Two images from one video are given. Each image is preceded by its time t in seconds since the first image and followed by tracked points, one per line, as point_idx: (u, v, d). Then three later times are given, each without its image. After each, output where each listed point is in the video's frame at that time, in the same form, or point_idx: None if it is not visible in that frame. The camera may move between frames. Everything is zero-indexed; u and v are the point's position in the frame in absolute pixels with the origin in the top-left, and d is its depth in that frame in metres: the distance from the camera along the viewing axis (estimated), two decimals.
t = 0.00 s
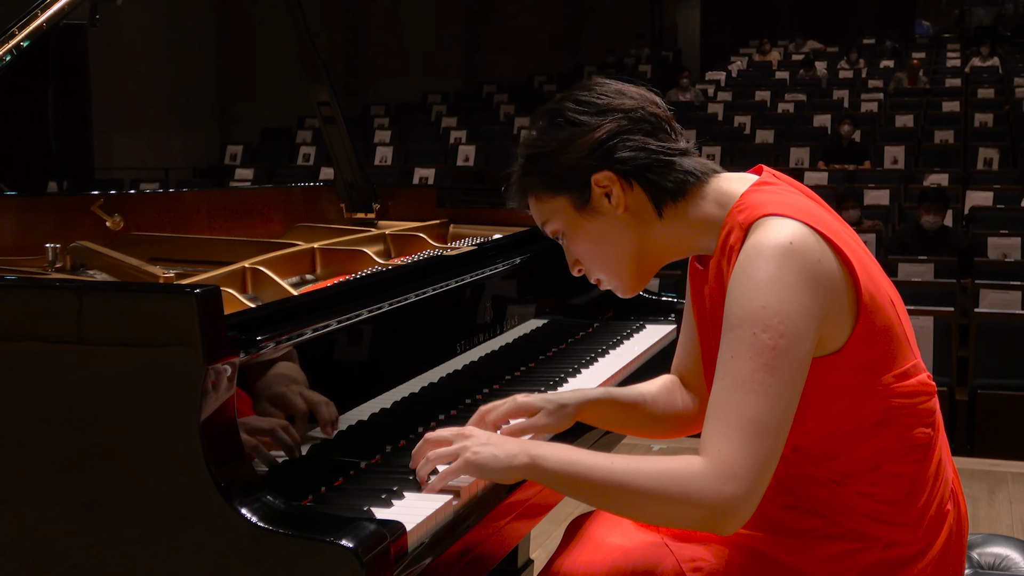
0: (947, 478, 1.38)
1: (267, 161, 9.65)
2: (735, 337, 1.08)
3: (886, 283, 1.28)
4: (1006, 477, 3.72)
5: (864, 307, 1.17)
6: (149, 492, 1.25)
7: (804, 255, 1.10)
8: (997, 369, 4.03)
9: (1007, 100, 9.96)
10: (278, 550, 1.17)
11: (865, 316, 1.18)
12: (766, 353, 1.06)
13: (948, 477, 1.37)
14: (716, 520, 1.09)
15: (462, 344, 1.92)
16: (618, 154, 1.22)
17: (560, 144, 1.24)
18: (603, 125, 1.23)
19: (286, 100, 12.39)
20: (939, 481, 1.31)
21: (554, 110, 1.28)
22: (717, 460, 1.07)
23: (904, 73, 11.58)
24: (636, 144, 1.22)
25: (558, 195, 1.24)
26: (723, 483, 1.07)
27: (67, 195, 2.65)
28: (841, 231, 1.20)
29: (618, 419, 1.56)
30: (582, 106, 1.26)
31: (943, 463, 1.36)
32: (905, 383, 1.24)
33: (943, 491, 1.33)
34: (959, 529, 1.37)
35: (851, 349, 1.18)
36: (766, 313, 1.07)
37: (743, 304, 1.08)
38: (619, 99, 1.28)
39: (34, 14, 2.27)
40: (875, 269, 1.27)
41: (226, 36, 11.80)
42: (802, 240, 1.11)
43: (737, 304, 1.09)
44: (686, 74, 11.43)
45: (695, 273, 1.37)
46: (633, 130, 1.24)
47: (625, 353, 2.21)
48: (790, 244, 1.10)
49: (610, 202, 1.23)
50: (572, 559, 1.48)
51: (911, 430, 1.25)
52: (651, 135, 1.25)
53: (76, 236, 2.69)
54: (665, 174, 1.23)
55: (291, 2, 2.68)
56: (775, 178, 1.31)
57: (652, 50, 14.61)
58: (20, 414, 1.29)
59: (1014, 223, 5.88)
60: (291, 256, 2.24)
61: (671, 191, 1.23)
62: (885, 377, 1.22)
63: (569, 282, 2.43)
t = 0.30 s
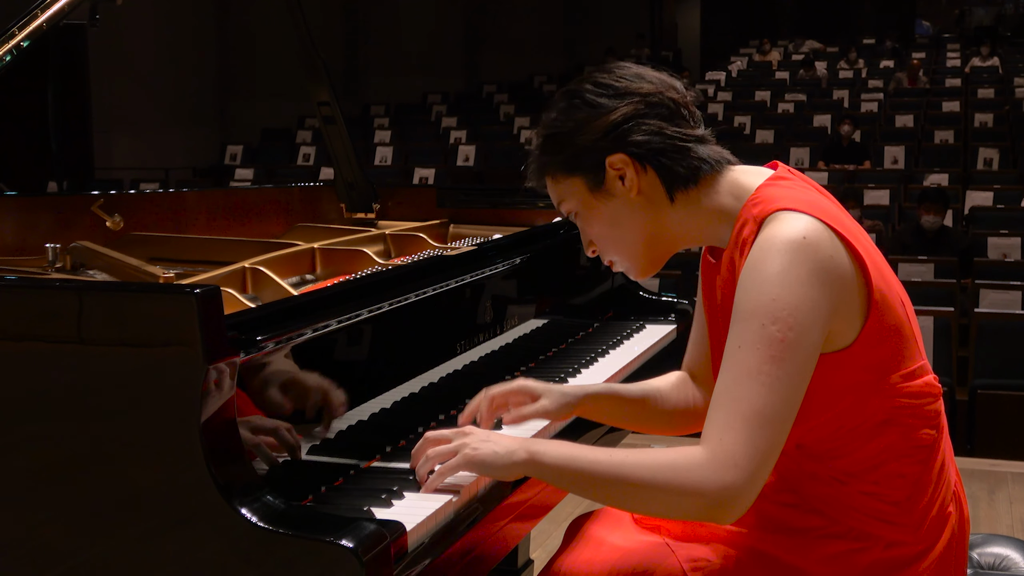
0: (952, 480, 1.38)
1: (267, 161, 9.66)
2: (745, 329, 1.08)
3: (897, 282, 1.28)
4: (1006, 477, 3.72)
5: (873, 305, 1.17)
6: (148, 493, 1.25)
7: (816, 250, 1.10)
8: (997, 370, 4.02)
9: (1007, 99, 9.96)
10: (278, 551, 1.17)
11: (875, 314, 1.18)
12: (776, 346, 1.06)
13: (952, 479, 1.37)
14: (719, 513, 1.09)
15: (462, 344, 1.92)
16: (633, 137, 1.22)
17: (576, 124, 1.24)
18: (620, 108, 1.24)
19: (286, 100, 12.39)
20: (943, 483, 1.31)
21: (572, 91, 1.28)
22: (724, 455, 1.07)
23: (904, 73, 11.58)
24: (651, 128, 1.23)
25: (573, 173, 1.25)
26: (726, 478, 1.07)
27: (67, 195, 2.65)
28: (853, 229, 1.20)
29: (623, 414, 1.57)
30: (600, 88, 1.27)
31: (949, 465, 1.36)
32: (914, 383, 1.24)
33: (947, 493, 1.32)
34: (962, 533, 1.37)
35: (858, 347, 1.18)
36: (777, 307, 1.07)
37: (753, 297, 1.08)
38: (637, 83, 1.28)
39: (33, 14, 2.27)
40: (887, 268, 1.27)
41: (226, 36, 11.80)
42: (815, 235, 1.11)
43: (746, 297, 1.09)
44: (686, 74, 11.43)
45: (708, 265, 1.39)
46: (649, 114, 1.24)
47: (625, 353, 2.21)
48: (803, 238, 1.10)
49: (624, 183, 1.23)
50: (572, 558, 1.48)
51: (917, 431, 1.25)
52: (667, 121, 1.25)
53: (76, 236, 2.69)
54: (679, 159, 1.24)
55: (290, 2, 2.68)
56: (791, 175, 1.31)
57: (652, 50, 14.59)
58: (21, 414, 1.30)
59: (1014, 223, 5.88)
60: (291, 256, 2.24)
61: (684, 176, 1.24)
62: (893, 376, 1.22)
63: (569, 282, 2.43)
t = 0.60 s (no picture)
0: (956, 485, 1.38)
1: (267, 160, 9.65)
2: (714, 322, 1.16)
3: (902, 286, 1.30)
4: (1006, 477, 3.72)
5: (870, 306, 1.20)
6: (149, 493, 1.25)
7: (803, 255, 1.15)
8: (997, 370, 4.02)
9: (1007, 100, 9.96)
10: (278, 550, 1.17)
11: (872, 315, 1.20)
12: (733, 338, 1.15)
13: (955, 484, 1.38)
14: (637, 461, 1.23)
15: (462, 343, 1.91)
16: (636, 148, 1.26)
17: (580, 138, 1.29)
18: (621, 119, 1.27)
19: (286, 100, 12.39)
20: (945, 486, 1.32)
21: (574, 103, 1.32)
22: (658, 423, 1.20)
23: (904, 73, 11.58)
24: (654, 138, 1.26)
25: (581, 185, 1.30)
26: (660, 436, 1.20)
27: (67, 195, 2.65)
28: (854, 232, 1.23)
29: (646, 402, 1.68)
30: (602, 98, 1.30)
31: (952, 469, 1.36)
32: (914, 385, 1.25)
33: (948, 497, 1.33)
34: (965, 540, 1.37)
35: (854, 347, 1.21)
36: (745, 305, 1.14)
37: (725, 293, 1.16)
38: (638, 91, 1.30)
39: (34, 14, 2.27)
40: (892, 271, 1.29)
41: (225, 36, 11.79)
42: (804, 239, 1.16)
43: (724, 294, 1.16)
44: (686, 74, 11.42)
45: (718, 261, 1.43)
46: (651, 124, 1.28)
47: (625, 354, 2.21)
48: (796, 245, 1.15)
49: (629, 194, 1.29)
50: (573, 557, 1.48)
51: (918, 433, 1.26)
52: (670, 128, 1.29)
53: (76, 236, 2.69)
54: (682, 167, 1.27)
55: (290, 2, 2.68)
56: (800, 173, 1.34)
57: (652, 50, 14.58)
58: (22, 415, 1.30)
59: (1014, 223, 5.88)
60: (291, 256, 2.24)
61: (688, 183, 1.27)
62: (892, 378, 1.24)
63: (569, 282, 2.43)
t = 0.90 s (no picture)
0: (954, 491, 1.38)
1: (267, 161, 9.65)
2: (704, 331, 1.20)
3: (902, 290, 1.32)
4: (1006, 477, 3.72)
5: (862, 307, 1.22)
6: (149, 493, 1.25)
7: (787, 260, 1.17)
8: (997, 370, 4.02)
9: (1007, 100, 9.97)
10: (278, 549, 1.17)
11: (864, 316, 1.23)
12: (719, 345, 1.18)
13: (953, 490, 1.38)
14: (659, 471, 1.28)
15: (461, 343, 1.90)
16: (643, 133, 1.31)
17: (590, 119, 1.35)
18: (632, 104, 1.32)
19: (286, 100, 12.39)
20: (940, 490, 1.31)
21: (589, 85, 1.38)
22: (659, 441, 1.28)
23: (904, 73, 11.59)
24: (661, 125, 1.30)
25: (590, 165, 1.36)
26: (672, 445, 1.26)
27: (67, 195, 2.65)
28: (851, 235, 1.25)
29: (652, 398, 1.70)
30: (615, 84, 1.36)
31: (949, 474, 1.36)
32: (906, 387, 1.27)
33: (943, 501, 1.32)
34: (962, 548, 1.36)
35: (845, 348, 1.23)
36: (726, 311, 1.17)
37: (710, 300, 1.20)
38: (652, 78, 1.36)
39: (34, 14, 2.27)
40: (893, 275, 1.31)
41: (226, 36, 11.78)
42: (790, 244, 1.18)
43: (709, 305, 1.19)
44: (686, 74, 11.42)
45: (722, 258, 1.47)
46: (661, 110, 1.32)
47: (625, 353, 2.21)
48: (780, 248, 1.17)
49: (634, 177, 1.33)
50: (576, 558, 1.48)
51: (910, 433, 1.27)
52: (681, 117, 1.32)
53: (76, 236, 2.69)
54: (687, 156, 1.31)
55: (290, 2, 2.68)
56: (804, 175, 1.36)
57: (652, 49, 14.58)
58: (22, 415, 1.30)
59: (1014, 223, 5.88)
60: (291, 256, 2.24)
61: (690, 173, 1.31)
62: (885, 379, 1.25)
63: (570, 282, 2.43)
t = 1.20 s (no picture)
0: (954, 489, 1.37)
1: (267, 160, 9.65)
2: (704, 320, 1.21)
3: (905, 287, 1.32)
4: (1006, 477, 3.72)
5: (862, 302, 1.22)
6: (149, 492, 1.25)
7: (786, 253, 1.17)
8: (997, 369, 4.02)
9: (1007, 99, 9.97)
10: (278, 549, 1.17)
11: (864, 311, 1.23)
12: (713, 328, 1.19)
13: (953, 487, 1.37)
14: (651, 449, 1.28)
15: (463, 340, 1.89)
16: (650, 128, 1.31)
17: (597, 114, 1.35)
18: (639, 99, 1.33)
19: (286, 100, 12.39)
20: (939, 487, 1.31)
21: (598, 81, 1.38)
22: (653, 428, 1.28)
23: (904, 73, 11.59)
24: (668, 120, 1.31)
25: (597, 159, 1.36)
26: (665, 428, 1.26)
27: (67, 195, 2.65)
28: (853, 230, 1.26)
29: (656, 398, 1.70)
30: (623, 79, 1.36)
31: (949, 470, 1.36)
32: (906, 382, 1.26)
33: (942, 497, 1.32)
34: (961, 545, 1.35)
35: (845, 342, 1.24)
36: (728, 302, 1.18)
37: (712, 289, 1.20)
38: (660, 73, 1.36)
39: (34, 14, 2.26)
40: (895, 270, 1.30)
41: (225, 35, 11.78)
42: (790, 235, 1.19)
43: (711, 294, 1.20)
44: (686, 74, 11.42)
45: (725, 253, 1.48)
46: (668, 105, 1.32)
47: (625, 353, 2.21)
48: (782, 241, 1.18)
49: (641, 171, 1.33)
50: (576, 556, 1.49)
51: (909, 428, 1.26)
52: (688, 112, 1.33)
53: (76, 236, 2.69)
54: (693, 151, 1.31)
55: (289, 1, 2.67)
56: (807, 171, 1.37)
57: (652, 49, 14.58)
58: (22, 415, 1.30)
59: (1014, 223, 5.88)
60: (291, 256, 2.24)
61: (696, 167, 1.31)
62: (884, 373, 1.25)
63: (570, 282, 2.43)
